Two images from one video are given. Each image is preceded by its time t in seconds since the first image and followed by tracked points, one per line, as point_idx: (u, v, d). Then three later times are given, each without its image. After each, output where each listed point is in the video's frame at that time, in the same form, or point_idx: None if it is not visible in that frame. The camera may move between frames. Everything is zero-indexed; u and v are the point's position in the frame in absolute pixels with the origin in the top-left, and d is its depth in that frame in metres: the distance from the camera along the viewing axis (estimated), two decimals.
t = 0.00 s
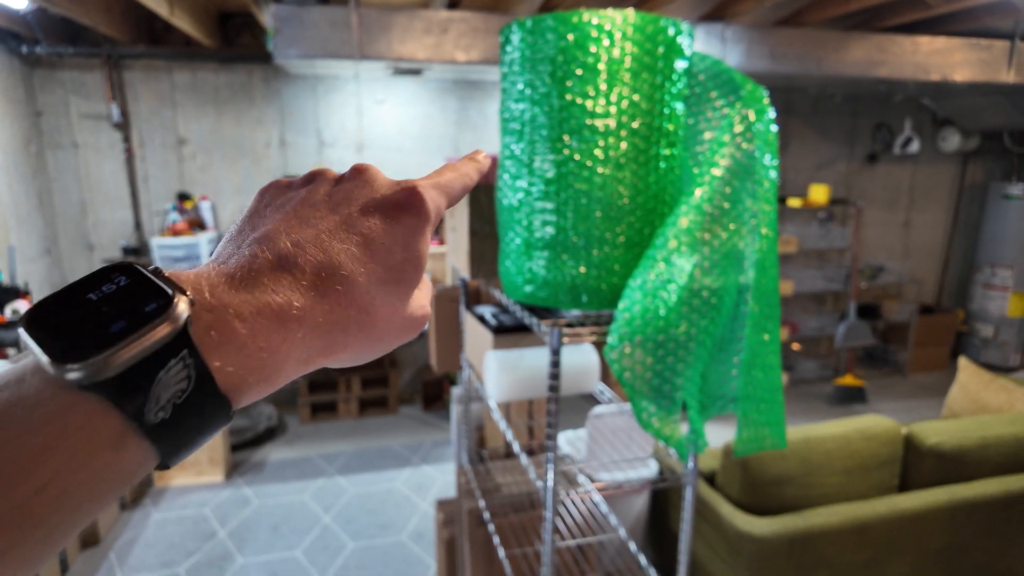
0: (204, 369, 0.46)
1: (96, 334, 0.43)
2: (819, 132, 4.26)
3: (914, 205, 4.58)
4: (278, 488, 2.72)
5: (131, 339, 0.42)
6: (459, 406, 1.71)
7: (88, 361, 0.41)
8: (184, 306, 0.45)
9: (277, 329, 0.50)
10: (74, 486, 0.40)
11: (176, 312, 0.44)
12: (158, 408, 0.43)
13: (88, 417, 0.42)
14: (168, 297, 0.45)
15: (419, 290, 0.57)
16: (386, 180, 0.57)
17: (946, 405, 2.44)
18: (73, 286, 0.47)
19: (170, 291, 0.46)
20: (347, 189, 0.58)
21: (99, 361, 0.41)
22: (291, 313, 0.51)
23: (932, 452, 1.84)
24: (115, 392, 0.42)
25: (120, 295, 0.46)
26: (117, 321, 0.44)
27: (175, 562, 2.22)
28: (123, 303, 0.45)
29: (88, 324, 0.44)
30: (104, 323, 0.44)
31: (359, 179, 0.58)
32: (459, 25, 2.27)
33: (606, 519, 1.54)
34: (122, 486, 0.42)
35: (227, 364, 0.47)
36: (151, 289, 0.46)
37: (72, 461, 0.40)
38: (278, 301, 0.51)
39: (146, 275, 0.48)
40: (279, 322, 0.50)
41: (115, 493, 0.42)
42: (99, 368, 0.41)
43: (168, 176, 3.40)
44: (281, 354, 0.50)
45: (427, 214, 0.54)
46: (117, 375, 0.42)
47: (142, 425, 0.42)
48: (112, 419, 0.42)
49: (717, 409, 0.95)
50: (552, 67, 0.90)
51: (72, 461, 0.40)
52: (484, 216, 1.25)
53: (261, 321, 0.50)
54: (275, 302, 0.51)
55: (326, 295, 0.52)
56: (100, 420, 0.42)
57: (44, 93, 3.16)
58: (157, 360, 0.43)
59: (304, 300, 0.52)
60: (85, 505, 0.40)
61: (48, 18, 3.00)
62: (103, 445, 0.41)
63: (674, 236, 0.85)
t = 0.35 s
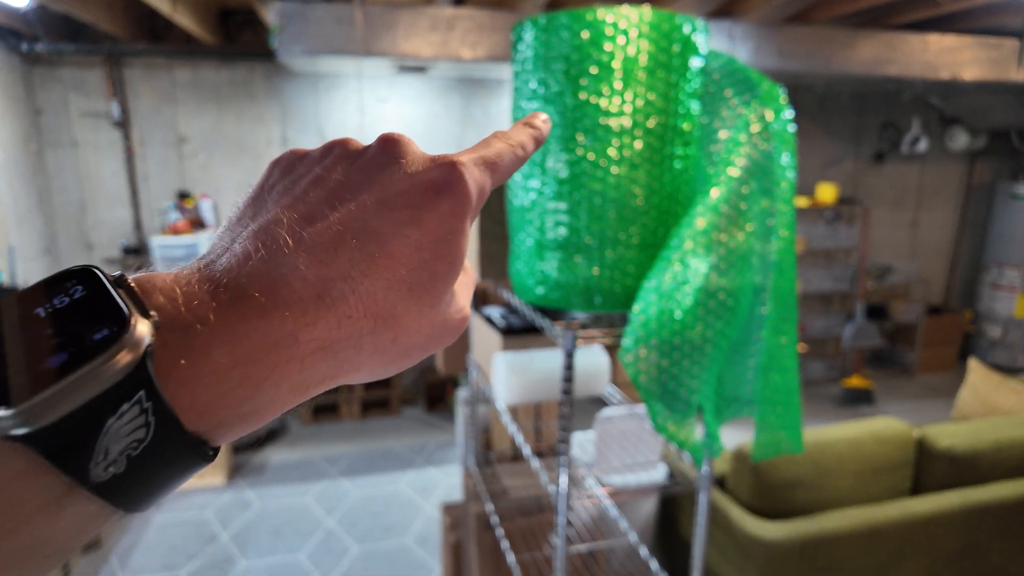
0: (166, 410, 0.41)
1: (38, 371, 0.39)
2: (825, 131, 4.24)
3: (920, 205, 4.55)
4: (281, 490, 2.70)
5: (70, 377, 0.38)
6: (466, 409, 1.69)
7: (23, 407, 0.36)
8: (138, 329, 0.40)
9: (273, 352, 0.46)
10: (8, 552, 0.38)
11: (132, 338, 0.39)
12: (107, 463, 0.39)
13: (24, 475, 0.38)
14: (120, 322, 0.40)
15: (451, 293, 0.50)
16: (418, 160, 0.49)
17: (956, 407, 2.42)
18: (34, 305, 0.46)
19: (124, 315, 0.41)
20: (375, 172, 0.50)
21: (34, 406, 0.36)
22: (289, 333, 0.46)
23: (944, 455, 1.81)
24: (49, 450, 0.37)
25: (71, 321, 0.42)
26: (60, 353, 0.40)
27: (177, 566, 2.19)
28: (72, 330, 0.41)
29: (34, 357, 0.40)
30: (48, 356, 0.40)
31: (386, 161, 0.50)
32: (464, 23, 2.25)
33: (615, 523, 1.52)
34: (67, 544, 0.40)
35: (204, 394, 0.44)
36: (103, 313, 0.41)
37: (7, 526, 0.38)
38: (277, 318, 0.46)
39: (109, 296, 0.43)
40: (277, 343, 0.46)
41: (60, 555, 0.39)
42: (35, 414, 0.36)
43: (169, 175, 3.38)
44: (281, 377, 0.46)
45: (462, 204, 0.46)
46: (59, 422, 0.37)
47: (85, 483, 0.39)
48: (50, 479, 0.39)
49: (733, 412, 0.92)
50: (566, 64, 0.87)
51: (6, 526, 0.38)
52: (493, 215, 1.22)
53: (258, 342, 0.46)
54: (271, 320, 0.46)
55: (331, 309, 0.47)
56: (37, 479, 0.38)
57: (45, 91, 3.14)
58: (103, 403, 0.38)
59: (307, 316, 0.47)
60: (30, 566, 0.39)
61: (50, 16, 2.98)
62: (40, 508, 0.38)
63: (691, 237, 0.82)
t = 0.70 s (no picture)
0: (183, 379, 0.46)
1: (75, 346, 0.43)
2: (828, 132, 4.24)
3: (924, 205, 4.55)
4: (286, 490, 2.70)
5: (109, 348, 0.43)
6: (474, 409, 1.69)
7: (67, 372, 0.42)
8: (163, 318, 0.45)
9: (257, 340, 0.51)
10: (49, 495, 0.42)
11: (154, 325, 0.44)
12: (136, 418, 0.44)
13: (64, 427, 0.43)
14: (147, 309, 0.45)
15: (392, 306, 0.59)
16: (361, 202, 0.60)
17: (961, 408, 2.42)
18: (56, 294, 0.48)
19: (151, 303, 0.46)
20: (327, 206, 0.59)
21: (76, 370, 0.42)
22: (269, 325, 0.52)
23: (955, 456, 1.81)
24: (89, 405, 0.43)
25: (102, 306, 0.46)
26: (96, 332, 0.44)
27: (184, 565, 2.19)
28: (103, 314, 0.45)
29: (70, 336, 0.44)
30: (84, 335, 0.44)
31: (333, 200, 0.60)
32: (472, 23, 2.25)
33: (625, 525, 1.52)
34: (101, 488, 0.45)
35: (206, 375, 0.49)
36: (131, 300, 0.46)
37: (50, 471, 0.42)
38: (257, 315, 0.52)
39: (129, 287, 0.48)
40: (257, 335, 0.51)
41: (94, 497, 0.44)
42: (76, 379, 0.42)
43: (173, 175, 3.37)
44: (259, 367, 0.51)
45: (403, 232, 0.57)
46: (95, 385, 0.42)
47: (117, 434, 0.44)
48: (88, 429, 0.43)
49: (752, 414, 0.92)
50: (583, 63, 0.87)
51: (50, 471, 0.42)
52: (505, 217, 1.22)
53: (238, 334, 0.51)
54: (253, 314, 0.52)
55: (304, 308, 0.53)
56: (77, 431, 0.43)
57: (50, 91, 3.14)
58: (132, 370, 0.44)
59: (283, 313, 0.53)
60: (70, 506, 0.43)
61: (56, 15, 2.99)
62: (79, 456, 0.43)
63: (709, 238, 0.83)
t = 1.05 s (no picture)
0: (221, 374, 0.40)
1: (114, 336, 0.37)
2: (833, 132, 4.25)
3: (928, 206, 4.55)
4: (293, 492, 2.69)
5: (148, 339, 0.37)
6: (486, 411, 1.69)
7: (109, 362, 0.36)
8: (207, 310, 0.39)
9: (293, 337, 0.44)
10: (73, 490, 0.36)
11: (198, 317, 0.38)
12: (174, 412, 0.38)
13: (96, 417, 0.37)
14: (190, 300, 0.39)
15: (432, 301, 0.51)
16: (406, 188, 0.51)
17: (970, 409, 2.42)
18: (93, 283, 0.42)
19: (191, 292, 0.40)
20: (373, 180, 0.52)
21: (116, 361, 0.36)
22: (305, 318, 0.45)
23: (967, 458, 1.81)
24: (126, 394, 0.37)
25: (143, 294, 0.40)
26: (136, 321, 0.38)
27: (194, 567, 2.19)
28: (144, 302, 0.39)
29: (108, 325, 0.38)
30: (123, 325, 0.38)
31: (374, 186, 0.51)
32: (482, 24, 2.24)
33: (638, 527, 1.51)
34: (131, 487, 0.38)
35: (244, 369, 0.42)
36: (172, 289, 0.40)
37: (76, 463, 0.36)
38: (293, 306, 0.44)
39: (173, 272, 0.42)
40: (293, 333, 0.44)
41: (123, 494, 0.38)
42: (116, 370, 0.36)
43: (179, 176, 3.37)
44: (293, 367, 0.44)
45: (447, 227, 0.48)
46: (134, 377, 0.36)
47: (154, 427, 0.37)
48: (124, 419, 0.37)
49: (774, 416, 0.92)
50: (605, 64, 0.87)
51: (76, 463, 0.36)
52: (521, 217, 1.22)
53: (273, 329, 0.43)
54: (287, 304, 0.44)
55: (341, 305, 0.46)
56: (110, 421, 0.37)
57: (57, 92, 3.13)
58: (173, 363, 0.38)
59: (320, 309, 0.45)
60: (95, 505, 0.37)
61: (62, 15, 2.98)
62: (111, 448, 0.37)
63: (732, 240, 0.83)
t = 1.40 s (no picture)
0: (213, 383, 0.48)
1: (111, 348, 0.44)
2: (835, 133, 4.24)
3: (929, 206, 4.55)
4: (295, 493, 2.68)
5: (147, 356, 0.44)
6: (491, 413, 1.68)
7: (105, 375, 0.43)
8: (197, 322, 0.47)
9: (295, 348, 0.53)
10: (81, 499, 0.44)
11: (190, 328, 0.46)
12: (169, 425, 0.46)
13: (101, 433, 0.45)
14: (180, 313, 0.47)
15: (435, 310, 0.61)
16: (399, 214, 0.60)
17: (974, 410, 2.42)
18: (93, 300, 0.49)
19: (183, 306, 0.47)
20: (370, 207, 0.59)
21: (115, 374, 0.43)
22: (307, 333, 0.54)
23: (974, 459, 1.80)
24: (125, 411, 0.44)
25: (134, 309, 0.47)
26: (132, 336, 0.45)
27: (196, 570, 2.18)
28: (136, 316, 0.47)
29: (104, 339, 0.45)
30: (119, 338, 0.45)
31: (380, 199, 0.60)
32: (486, 24, 2.24)
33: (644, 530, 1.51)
34: (133, 499, 0.46)
35: (241, 382, 0.51)
36: (163, 302, 0.47)
37: (85, 477, 0.44)
38: (296, 322, 0.53)
39: (164, 288, 0.49)
40: (298, 342, 0.53)
41: (127, 503, 0.46)
42: (116, 382, 0.43)
43: (181, 177, 3.36)
44: (295, 374, 0.53)
45: (449, 238, 0.59)
46: (133, 389, 0.44)
47: (151, 441, 0.45)
48: (123, 436, 0.45)
49: (786, 419, 0.91)
50: (616, 65, 0.86)
51: (85, 478, 0.44)
52: (528, 218, 1.21)
53: (279, 342, 0.53)
54: (294, 322, 0.53)
55: (344, 315, 0.55)
56: (112, 436, 0.45)
57: (58, 92, 3.12)
58: (168, 375, 0.45)
59: (323, 320, 0.54)
60: (102, 513, 0.45)
61: (62, 15, 2.97)
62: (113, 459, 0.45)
63: (745, 242, 0.82)
